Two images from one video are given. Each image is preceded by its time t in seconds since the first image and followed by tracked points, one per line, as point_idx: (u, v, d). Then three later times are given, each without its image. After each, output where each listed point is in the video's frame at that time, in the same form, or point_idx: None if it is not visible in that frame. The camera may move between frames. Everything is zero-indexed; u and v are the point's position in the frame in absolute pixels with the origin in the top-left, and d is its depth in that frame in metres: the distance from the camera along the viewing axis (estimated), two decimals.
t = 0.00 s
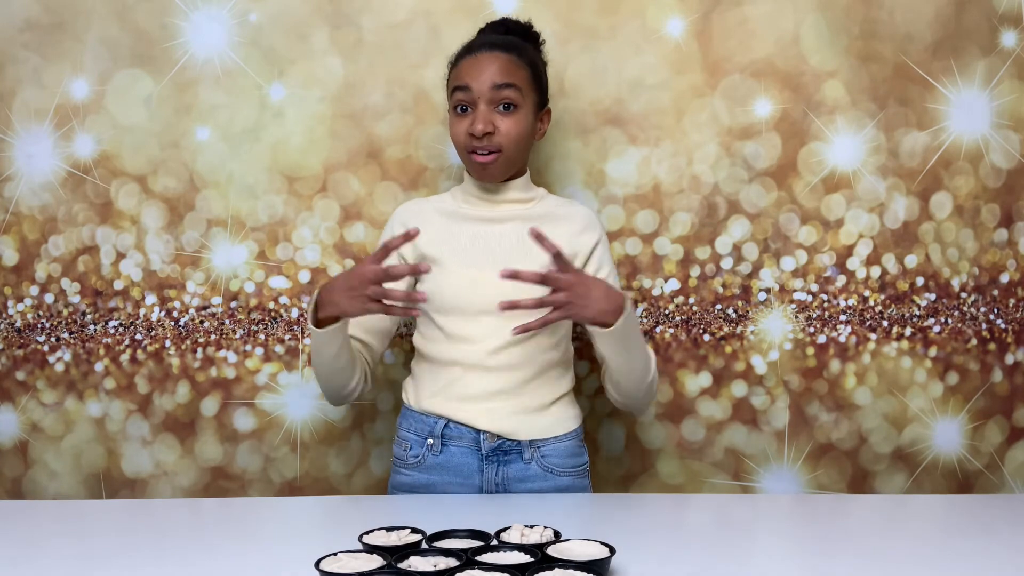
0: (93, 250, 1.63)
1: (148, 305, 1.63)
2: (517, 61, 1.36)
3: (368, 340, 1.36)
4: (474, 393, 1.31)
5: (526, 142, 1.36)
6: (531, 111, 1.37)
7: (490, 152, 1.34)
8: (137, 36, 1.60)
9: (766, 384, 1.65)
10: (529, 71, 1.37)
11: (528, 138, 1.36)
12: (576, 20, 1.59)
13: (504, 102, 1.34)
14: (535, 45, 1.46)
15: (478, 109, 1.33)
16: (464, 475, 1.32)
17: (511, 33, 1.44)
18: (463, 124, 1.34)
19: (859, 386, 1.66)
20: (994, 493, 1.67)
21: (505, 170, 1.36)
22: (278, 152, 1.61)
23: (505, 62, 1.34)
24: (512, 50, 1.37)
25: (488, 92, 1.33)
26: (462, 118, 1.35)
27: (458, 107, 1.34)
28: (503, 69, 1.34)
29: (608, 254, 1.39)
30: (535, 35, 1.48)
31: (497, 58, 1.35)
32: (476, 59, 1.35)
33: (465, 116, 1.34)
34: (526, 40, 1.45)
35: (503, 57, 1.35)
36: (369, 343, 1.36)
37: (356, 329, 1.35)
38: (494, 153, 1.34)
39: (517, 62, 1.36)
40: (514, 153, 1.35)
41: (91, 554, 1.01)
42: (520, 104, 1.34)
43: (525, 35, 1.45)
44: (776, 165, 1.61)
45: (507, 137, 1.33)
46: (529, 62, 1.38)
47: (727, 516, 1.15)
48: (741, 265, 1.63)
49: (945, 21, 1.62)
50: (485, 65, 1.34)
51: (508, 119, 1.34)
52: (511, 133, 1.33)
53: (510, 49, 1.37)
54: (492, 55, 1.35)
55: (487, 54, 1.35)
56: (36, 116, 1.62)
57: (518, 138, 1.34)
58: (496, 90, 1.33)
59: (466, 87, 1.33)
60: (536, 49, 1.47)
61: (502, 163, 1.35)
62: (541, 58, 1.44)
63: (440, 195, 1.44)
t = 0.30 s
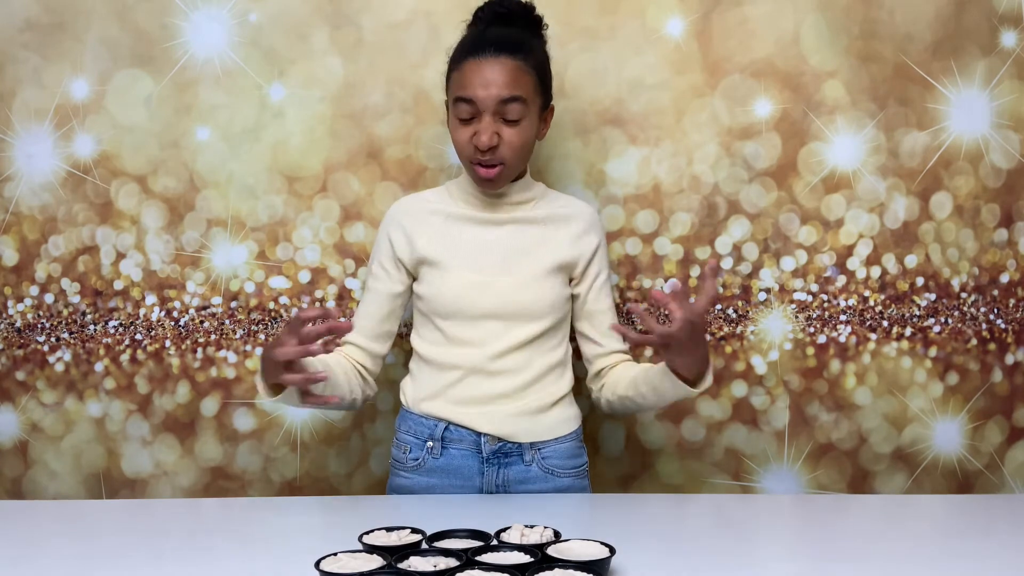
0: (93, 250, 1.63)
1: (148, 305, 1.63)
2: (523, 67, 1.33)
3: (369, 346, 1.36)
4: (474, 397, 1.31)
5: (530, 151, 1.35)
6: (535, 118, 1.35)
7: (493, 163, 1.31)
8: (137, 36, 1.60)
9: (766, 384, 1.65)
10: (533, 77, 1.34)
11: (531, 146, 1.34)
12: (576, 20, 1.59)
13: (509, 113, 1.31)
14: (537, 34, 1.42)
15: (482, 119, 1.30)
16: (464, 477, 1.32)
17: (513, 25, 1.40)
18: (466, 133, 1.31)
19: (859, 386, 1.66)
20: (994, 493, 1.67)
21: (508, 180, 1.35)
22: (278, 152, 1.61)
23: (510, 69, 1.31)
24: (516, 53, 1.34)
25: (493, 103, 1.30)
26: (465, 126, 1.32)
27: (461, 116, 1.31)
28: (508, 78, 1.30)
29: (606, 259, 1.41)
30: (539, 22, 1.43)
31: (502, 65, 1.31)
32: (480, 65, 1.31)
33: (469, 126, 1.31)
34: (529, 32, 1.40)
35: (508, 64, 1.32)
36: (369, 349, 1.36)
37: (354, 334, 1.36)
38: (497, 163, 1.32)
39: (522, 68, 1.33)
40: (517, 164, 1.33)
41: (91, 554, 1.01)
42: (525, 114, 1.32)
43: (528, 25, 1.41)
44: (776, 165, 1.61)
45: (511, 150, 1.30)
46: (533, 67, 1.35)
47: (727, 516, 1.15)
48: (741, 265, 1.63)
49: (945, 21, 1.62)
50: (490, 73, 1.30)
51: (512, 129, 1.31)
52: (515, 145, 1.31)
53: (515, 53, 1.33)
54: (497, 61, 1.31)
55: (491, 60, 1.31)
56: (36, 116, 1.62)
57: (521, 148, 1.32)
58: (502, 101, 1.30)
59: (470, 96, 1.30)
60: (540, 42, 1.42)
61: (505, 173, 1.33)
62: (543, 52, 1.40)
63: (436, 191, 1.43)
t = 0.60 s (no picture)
0: (93, 250, 1.63)
1: (148, 305, 1.63)
2: (527, 81, 1.25)
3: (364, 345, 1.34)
4: (473, 402, 1.31)
5: (529, 163, 1.30)
6: (536, 130, 1.29)
7: (493, 179, 1.28)
8: (137, 36, 1.60)
9: (766, 384, 1.65)
10: (537, 89, 1.27)
11: (531, 158, 1.30)
12: (576, 20, 1.59)
13: (512, 134, 1.25)
14: (535, 27, 1.34)
15: (483, 139, 1.24)
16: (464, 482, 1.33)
17: (510, 21, 1.32)
18: (465, 151, 1.26)
19: (859, 386, 1.66)
20: (994, 493, 1.67)
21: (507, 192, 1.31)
22: (278, 152, 1.61)
23: (515, 87, 1.23)
24: (520, 65, 1.25)
25: (496, 125, 1.23)
26: (463, 142, 1.26)
27: (460, 135, 1.25)
28: (512, 99, 1.23)
29: (605, 255, 1.40)
30: (537, 9, 1.34)
31: (505, 82, 1.23)
32: (482, 80, 1.23)
33: (468, 145, 1.26)
34: (527, 27, 1.32)
35: (512, 80, 1.24)
36: (364, 350, 1.34)
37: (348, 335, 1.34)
38: (497, 179, 1.28)
39: (527, 83, 1.25)
40: (516, 178, 1.30)
41: (91, 555, 1.01)
42: (528, 132, 1.26)
43: (525, 18, 1.33)
44: (776, 165, 1.61)
45: (513, 170, 1.26)
46: (537, 79, 1.27)
47: (728, 516, 1.15)
48: (741, 265, 1.63)
49: (945, 21, 1.62)
50: (493, 92, 1.22)
51: (514, 147, 1.26)
52: (517, 164, 1.27)
53: (519, 64, 1.25)
54: (498, 77, 1.23)
55: (493, 77, 1.23)
56: (36, 116, 1.62)
57: (522, 165, 1.28)
58: (504, 124, 1.23)
59: (470, 115, 1.23)
60: (538, 34, 1.34)
61: (504, 187, 1.30)
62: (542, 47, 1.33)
63: (428, 187, 1.40)
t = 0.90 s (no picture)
0: (93, 250, 1.63)
1: (148, 305, 1.63)
2: (521, 80, 1.25)
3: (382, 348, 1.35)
4: (472, 406, 1.31)
5: (527, 164, 1.30)
6: (533, 130, 1.29)
7: (489, 183, 1.27)
8: (137, 36, 1.60)
9: (766, 384, 1.65)
10: (532, 88, 1.27)
11: (528, 160, 1.29)
12: (576, 20, 1.59)
13: (507, 134, 1.25)
14: (528, 23, 1.34)
15: (478, 141, 1.24)
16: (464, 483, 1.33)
17: (503, 20, 1.32)
18: (460, 153, 1.25)
19: (859, 386, 1.66)
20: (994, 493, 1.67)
21: (505, 194, 1.31)
22: (277, 152, 1.61)
23: (509, 86, 1.23)
24: (514, 65, 1.25)
25: (490, 125, 1.23)
26: (457, 145, 1.26)
27: (455, 138, 1.25)
28: (505, 98, 1.23)
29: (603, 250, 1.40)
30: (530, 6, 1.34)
31: (498, 81, 1.23)
32: (475, 81, 1.23)
33: (464, 147, 1.25)
34: (519, 24, 1.32)
35: (506, 79, 1.24)
36: (385, 352, 1.35)
37: (365, 342, 1.35)
38: (493, 183, 1.27)
39: (521, 82, 1.25)
40: (514, 179, 1.30)
41: (91, 555, 1.02)
42: (523, 132, 1.26)
43: (518, 17, 1.33)
44: (776, 165, 1.61)
45: (509, 171, 1.26)
46: (531, 77, 1.27)
47: (728, 517, 1.15)
48: (741, 265, 1.63)
49: (945, 21, 1.62)
50: (487, 92, 1.22)
51: (509, 148, 1.26)
52: (514, 165, 1.26)
53: (513, 63, 1.25)
54: (492, 76, 1.23)
55: (486, 76, 1.23)
56: (36, 116, 1.62)
57: (518, 166, 1.27)
58: (499, 123, 1.23)
59: (464, 116, 1.23)
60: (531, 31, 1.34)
61: (502, 190, 1.29)
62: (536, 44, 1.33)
63: (424, 187, 1.39)
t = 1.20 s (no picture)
0: (93, 250, 1.63)
1: (148, 305, 1.63)
2: (516, 73, 1.25)
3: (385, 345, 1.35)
4: (471, 404, 1.31)
5: (523, 160, 1.29)
6: (529, 126, 1.29)
7: (484, 177, 1.27)
8: (137, 36, 1.60)
9: (766, 384, 1.65)
10: (527, 82, 1.27)
11: (524, 156, 1.29)
12: (576, 20, 1.59)
13: (502, 128, 1.25)
14: (529, 21, 1.34)
15: (472, 134, 1.24)
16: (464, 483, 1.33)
17: (502, 17, 1.32)
18: (455, 147, 1.25)
19: (859, 386, 1.66)
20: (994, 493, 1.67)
21: (501, 190, 1.30)
22: (277, 152, 1.61)
23: (502, 78, 1.23)
24: (508, 58, 1.25)
25: (484, 117, 1.23)
26: (452, 138, 1.26)
27: (449, 131, 1.25)
28: (500, 91, 1.23)
29: (603, 244, 1.39)
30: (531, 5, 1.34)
31: (493, 75, 1.23)
32: (469, 73, 1.23)
33: (458, 139, 1.25)
34: (518, 22, 1.32)
35: (500, 72, 1.24)
36: (387, 349, 1.35)
37: (368, 340, 1.35)
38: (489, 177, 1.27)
39: (515, 75, 1.25)
40: (510, 174, 1.29)
41: (90, 555, 1.02)
42: (519, 125, 1.26)
43: (518, 15, 1.33)
44: (776, 165, 1.61)
45: (504, 164, 1.25)
46: (527, 71, 1.27)
47: (728, 517, 1.15)
48: (741, 265, 1.63)
49: (945, 21, 1.62)
50: (480, 83, 1.23)
51: (503, 142, 1.25)
52: (509, 159, 1.26)
53: (507, 57, 1.25)
54: (487, 70, 1.24)
55: (481, 69, 1.23)
56: (36, 116, 1.62)
57: (514, 161, 1.27)
58: (493, 116, 1.23)
59: (459, 109, 1.23)
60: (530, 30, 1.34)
61: (498, 185, 1.28)
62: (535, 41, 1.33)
63: (422, 184, 1.39)
